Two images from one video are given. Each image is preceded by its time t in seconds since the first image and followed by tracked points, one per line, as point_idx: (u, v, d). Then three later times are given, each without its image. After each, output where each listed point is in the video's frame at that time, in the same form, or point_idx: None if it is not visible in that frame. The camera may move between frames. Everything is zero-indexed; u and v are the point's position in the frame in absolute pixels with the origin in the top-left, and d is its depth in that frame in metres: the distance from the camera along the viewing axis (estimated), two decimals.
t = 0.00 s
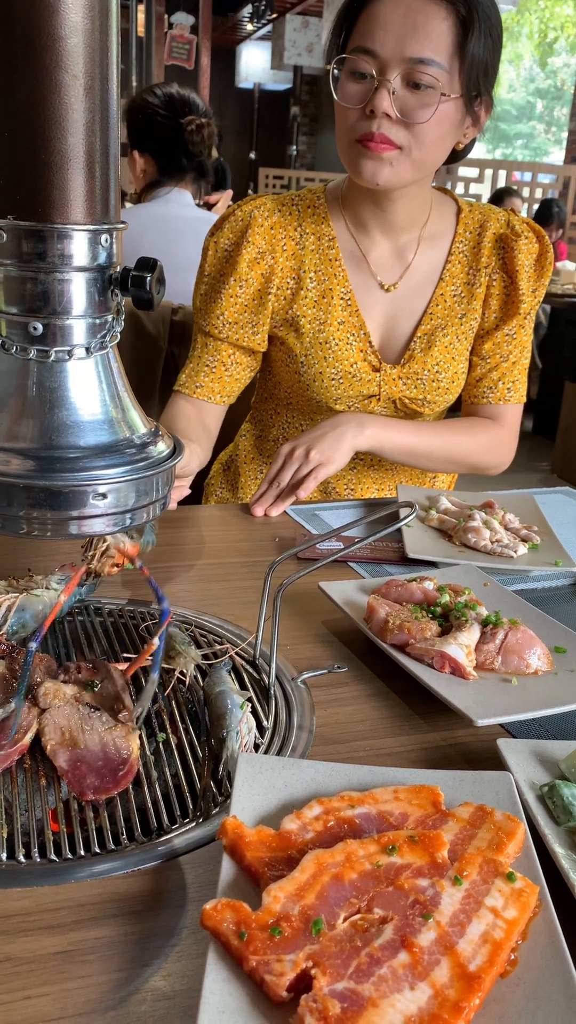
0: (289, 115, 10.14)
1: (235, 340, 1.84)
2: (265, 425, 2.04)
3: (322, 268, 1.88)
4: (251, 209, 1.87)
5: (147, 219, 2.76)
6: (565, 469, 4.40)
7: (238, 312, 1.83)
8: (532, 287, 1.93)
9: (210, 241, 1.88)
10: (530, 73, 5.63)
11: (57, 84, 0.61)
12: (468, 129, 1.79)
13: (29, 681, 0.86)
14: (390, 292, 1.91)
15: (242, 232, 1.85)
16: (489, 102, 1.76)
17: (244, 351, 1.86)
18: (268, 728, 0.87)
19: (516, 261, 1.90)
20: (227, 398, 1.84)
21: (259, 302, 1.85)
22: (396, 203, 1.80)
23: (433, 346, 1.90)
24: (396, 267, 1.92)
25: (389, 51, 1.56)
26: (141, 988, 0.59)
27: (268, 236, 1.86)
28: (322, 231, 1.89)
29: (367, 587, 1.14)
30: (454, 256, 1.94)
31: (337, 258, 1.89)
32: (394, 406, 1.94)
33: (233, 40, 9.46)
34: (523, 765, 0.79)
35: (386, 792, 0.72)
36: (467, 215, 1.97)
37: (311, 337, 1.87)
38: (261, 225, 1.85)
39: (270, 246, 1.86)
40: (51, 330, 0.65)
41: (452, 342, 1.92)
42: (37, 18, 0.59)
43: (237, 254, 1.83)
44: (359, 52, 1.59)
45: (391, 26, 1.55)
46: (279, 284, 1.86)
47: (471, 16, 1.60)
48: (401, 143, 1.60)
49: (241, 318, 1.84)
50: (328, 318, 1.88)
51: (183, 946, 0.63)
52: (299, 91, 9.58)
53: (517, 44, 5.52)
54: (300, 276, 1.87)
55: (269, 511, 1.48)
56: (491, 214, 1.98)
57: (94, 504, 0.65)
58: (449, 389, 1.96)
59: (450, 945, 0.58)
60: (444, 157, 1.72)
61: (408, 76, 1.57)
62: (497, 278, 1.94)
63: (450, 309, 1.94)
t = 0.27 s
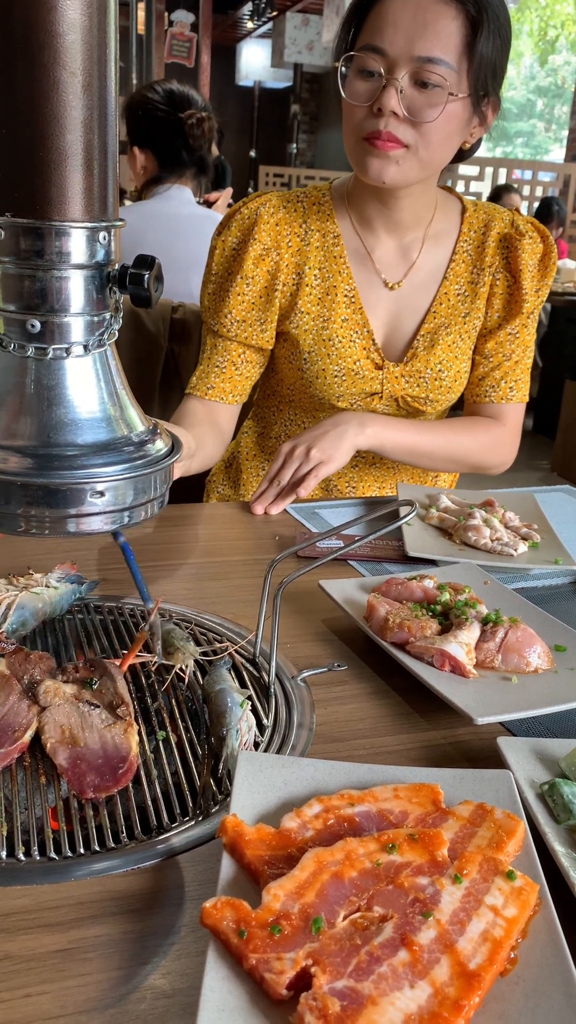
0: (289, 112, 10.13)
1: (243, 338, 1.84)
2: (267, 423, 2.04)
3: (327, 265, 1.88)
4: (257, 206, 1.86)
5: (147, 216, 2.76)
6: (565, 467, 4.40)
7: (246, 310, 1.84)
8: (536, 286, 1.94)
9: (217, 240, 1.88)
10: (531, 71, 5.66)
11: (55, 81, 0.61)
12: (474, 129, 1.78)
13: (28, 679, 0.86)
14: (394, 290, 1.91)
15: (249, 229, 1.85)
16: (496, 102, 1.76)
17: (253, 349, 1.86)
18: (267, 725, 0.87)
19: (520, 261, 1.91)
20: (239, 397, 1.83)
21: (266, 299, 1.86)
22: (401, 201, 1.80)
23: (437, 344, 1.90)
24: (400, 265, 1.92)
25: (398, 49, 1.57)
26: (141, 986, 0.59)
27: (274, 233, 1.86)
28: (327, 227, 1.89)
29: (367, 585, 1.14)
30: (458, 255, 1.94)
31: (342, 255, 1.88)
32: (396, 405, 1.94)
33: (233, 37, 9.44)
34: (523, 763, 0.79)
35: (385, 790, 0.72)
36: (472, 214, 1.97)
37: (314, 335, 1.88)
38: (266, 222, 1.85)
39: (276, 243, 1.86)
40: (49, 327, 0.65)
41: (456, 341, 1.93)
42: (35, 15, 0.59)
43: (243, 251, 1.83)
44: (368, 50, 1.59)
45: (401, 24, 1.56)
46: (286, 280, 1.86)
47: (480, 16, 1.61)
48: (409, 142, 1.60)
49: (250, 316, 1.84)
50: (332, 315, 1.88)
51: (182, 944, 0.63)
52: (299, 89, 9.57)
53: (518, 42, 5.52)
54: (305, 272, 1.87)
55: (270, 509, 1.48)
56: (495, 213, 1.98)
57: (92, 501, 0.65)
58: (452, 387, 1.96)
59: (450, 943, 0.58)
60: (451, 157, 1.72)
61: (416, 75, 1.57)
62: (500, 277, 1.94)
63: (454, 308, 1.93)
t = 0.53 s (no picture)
0: (289, 111, 10.12)
1: (245, 332, 1.81)
2: (267, 422, 2.04)
3: (331, 263, 1.88)
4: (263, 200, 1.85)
5: (146, 215, 2.75)
6: (565, 465, 4.40)
7: (248, 303, 1.82)
8: (537, 286, 1.94)
9: (221, 233, 1.86)
10: (531, 69, 5.55)
11: (57, 79, 0.61)
12: (479, 126, 1.78)
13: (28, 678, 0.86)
14: (397, 288, 1.91)
15: (254, 223, 1.84)
16: (500, 100, 1.76)
17: (255, 341, 1.84)
18: (267, 724, 0.87)
19: (522, 261, 1.91)
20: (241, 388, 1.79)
21: (271, 294, 1.85)
22: (406, 199, 1.79)
23: (440, 343, 1.90)
24: (403, 264, 1.92)
25: (402, 47, 1.57)
26: (141, 984, 0.59)
27: (279, 229, 1.85)
28: (331, 226, 1.89)
29: (367, 584, 1.14)
30: (461, 254, 1.94)
31: (345, 253, 1.88)
32: (399, 404, 1.95)
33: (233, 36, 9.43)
34: (523, 762, 0.79)
35: (385, 789, 0.72)
36: (474, 214, 1.97)
37: (318, 333, 1.88)
38: (271, 217, 1.85)
39: (281, 238, 1.85)
40: (50, 326, 0.65)
41: (458, 340, 1.93)
42: (36, 13, 0.59)
43: (249, 244, 1.82)
44: (372, 47, 1.59)
45: (404, 21, 1.56)
46: (291, 276, 1.86)
47: (484, 12, 1.60)
48: (413, 138, 1.59)
49: (253, 310, 1.83)
50: (336, 314, 1.88)
51: (182, 943, 0.63)
52: (299, 87, 9.56)
53: (518, 40, 5.51)
54: (309, 270, 1.87)
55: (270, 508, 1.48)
56: (496, 213, 1.99)
57: (93, 501, 0.66)
58: (454, 386, 1.96)
59: (450, 941, 0.58)
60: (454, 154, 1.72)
61: (420, 71, 1.57)
62: (503, 276, 1.94)
63: (456, 308, 1.94)
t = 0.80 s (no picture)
0: (289, 110, 10.12)
1: (240, 324, 1.81)
2: (267, 421, 2.04)
3: (332, 262, 1.88)
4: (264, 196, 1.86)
5: (147, 214, 2.75)
6: (565, 464, 4.39)
7: (246, 297, 1.82)
8: (539, 288, 1.93)
9: (221, 226, 1.86)
10: (531, 68, 5.59)
11: (57, 77, 0.61)
12: (480, 124, 1.78)
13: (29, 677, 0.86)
14: (397, 287, 1.91)
15: (254, 217, 1.84)
16: (501, 98, 1.76)
17: (251, 334, 1.84)
18: (268, 724, 0.87)
19: (524, 261, 1.91)
20: (233, 379, 1.78)
21: (269, 288, 1.84)
22: (407, 199, 1.79)
23: (441, 344, 1.90)
24: (404, 263, 1.91)
25: (401, 46, 1.57)
26: (141, 984, 0.59)
27: (279, 225, 1.85)
28: (332, 224, 1.89)
29: (368, 583, 1.14)
30: (463, 253, 1.94)
31: (347, 252, 1.89)
32: (399, 404, 1.95)
33: (233, 35, 9.43)
34: (524, 761, 0.79)
35: (385, 788, 0.72)
36: (476, 214, 1.97)
37: (319, 331, 1.88)
38: (273, 214, 1.85)
39: (281, 234, 1.85)
40: (51, 325, 0.65)
41: (459, 340, 1.93)
42: (37, 11, 0.59)
43: (248, 238, 1.82)
44: (372, 47, 1.59)
45: (404, 20, 1.56)
46: (290, 272, 1.86)
47: (484, 10, 1.60)
48: (413, 138, 1.59)
49: (249, 302, 1.82)
50: (337, 311, 1.88)
51: (182, 942, 0.63)
52: (299, 86, 9.56)
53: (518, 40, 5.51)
54: (310, 268, 1.87)
55: (270, 507, 1.47)
56: (499, 213, 1.99)
57: (94, 500, 0.66)
58: (455, 386, 1.96)
59: (450, 941, 0.58)
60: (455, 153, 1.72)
61: (420, 70, 1.57)
62: (505, 277, 1.94)
63: (458, 308, 1.94)
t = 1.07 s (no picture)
0: (290, 109, 10.12)
1: (245, 328, 1.82)
2: (267, 420, 2.04)
3: (332, 259, 1.88)
4: (264, 195, 1.86)
5: (148, 213, 2.75)
6: (565, 464, 4.39)
7: (249, 299, 1.82)
8: (540, 287, 1.93)
9: (223, 227, 1.87)
10: (532, 69, 5.64)
11: (57, 76, 0.61)
12: (480, 124, 1.78)
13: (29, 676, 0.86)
14: (398, 286, 1.91)
15: (256, 218, 1.84)
16: (501, 99, 1.76)
17: (256, 337, 1.85)
18: (268, 723, 0.87)
19: (525, 261, 1.90)
20: (242, 385, 1.81)
21: (272, 289, 1.85)
22: (407, 199, 1.79)
23: (440, 342, 1.90)
24: (405, 262, 1.91)
25: (399, 48, 1.57)
26: (141, 983, 0.59)
27: (279, 223, 1.85)
28: (333, 222, 1.89)
29: (368, 582, 1.14)
30: (464, 252, 1.93)
31: (348, 248, 1.88)
32: (398, 403, 1.95)
33: (233, 35, 9.43)
34: (524, 761, 0.79)
35: (386, 787, 0.72)
36: (477, 213, 1.97)
37: (319, 329, 1.88)
38: (273, 213, 1.85)
39: (281, 233, 1.85)
40: (51, 324, 0.65)
41: (460, 339, 1.93)
42: (37, 10, 0.60)
43: (249, 239, 1.83)
44: (370, 49, 1.59)
45: (401, 22, 1.56)
46: (290, 271, 1.86)
47: (481, 11, 1.60)
48: (410, 141, 1.60)
49: (253, 306, 1.83)
50: (337, 309, 1.87)
51: (183, 941, 0.63)
52: (299, 86, 9.56)
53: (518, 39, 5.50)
54: (311, 266, 1.87)
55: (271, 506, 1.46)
56: (501, 213, 1.99)
57: (94, 499, 0.66)
58: (455, 385, 1.96)
59: (451, 940, 0.58)
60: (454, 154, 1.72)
61: (417, 71, 1.57)
62: (506, 276, 1.94)
63: (459, 307, 1.93)
